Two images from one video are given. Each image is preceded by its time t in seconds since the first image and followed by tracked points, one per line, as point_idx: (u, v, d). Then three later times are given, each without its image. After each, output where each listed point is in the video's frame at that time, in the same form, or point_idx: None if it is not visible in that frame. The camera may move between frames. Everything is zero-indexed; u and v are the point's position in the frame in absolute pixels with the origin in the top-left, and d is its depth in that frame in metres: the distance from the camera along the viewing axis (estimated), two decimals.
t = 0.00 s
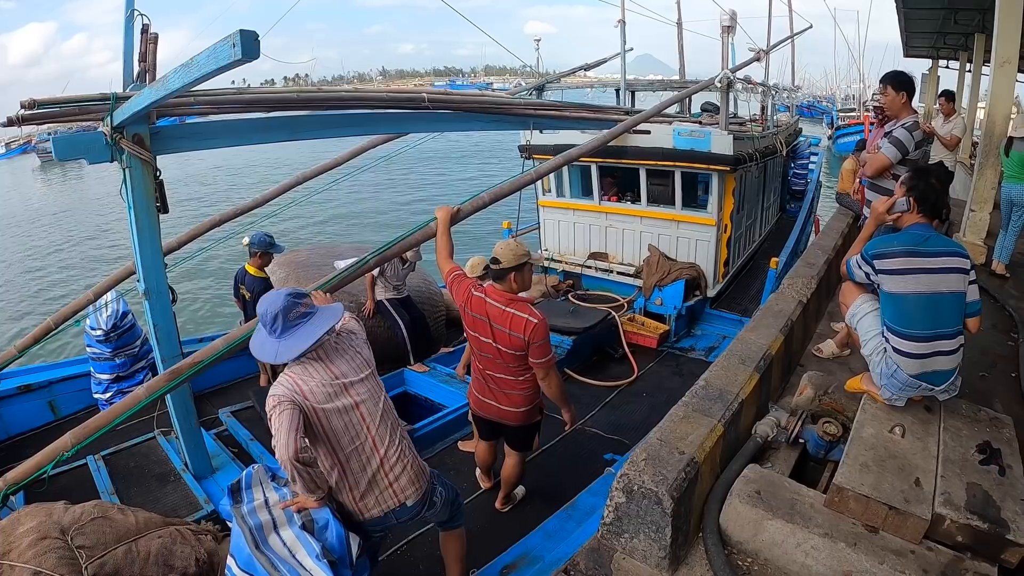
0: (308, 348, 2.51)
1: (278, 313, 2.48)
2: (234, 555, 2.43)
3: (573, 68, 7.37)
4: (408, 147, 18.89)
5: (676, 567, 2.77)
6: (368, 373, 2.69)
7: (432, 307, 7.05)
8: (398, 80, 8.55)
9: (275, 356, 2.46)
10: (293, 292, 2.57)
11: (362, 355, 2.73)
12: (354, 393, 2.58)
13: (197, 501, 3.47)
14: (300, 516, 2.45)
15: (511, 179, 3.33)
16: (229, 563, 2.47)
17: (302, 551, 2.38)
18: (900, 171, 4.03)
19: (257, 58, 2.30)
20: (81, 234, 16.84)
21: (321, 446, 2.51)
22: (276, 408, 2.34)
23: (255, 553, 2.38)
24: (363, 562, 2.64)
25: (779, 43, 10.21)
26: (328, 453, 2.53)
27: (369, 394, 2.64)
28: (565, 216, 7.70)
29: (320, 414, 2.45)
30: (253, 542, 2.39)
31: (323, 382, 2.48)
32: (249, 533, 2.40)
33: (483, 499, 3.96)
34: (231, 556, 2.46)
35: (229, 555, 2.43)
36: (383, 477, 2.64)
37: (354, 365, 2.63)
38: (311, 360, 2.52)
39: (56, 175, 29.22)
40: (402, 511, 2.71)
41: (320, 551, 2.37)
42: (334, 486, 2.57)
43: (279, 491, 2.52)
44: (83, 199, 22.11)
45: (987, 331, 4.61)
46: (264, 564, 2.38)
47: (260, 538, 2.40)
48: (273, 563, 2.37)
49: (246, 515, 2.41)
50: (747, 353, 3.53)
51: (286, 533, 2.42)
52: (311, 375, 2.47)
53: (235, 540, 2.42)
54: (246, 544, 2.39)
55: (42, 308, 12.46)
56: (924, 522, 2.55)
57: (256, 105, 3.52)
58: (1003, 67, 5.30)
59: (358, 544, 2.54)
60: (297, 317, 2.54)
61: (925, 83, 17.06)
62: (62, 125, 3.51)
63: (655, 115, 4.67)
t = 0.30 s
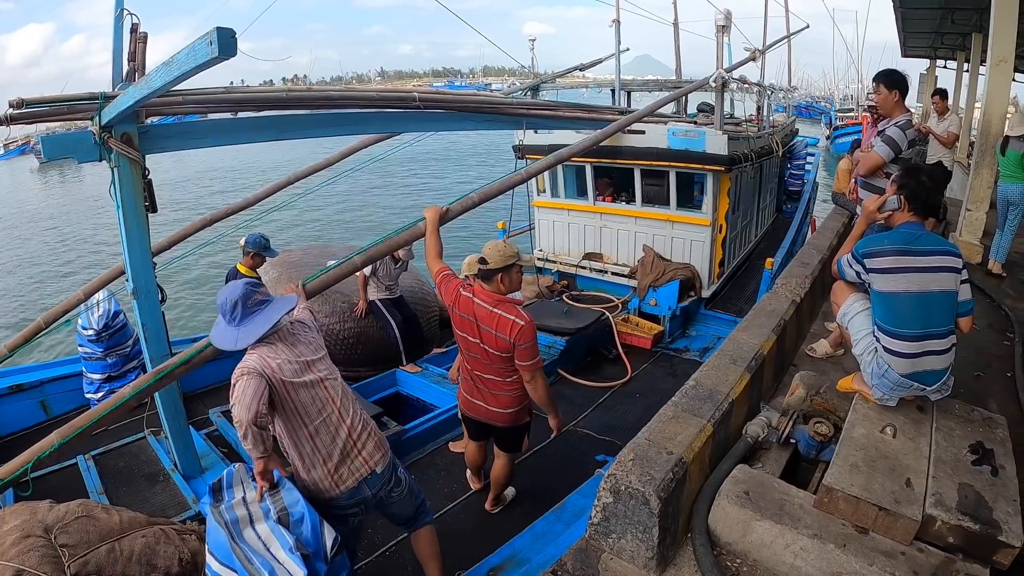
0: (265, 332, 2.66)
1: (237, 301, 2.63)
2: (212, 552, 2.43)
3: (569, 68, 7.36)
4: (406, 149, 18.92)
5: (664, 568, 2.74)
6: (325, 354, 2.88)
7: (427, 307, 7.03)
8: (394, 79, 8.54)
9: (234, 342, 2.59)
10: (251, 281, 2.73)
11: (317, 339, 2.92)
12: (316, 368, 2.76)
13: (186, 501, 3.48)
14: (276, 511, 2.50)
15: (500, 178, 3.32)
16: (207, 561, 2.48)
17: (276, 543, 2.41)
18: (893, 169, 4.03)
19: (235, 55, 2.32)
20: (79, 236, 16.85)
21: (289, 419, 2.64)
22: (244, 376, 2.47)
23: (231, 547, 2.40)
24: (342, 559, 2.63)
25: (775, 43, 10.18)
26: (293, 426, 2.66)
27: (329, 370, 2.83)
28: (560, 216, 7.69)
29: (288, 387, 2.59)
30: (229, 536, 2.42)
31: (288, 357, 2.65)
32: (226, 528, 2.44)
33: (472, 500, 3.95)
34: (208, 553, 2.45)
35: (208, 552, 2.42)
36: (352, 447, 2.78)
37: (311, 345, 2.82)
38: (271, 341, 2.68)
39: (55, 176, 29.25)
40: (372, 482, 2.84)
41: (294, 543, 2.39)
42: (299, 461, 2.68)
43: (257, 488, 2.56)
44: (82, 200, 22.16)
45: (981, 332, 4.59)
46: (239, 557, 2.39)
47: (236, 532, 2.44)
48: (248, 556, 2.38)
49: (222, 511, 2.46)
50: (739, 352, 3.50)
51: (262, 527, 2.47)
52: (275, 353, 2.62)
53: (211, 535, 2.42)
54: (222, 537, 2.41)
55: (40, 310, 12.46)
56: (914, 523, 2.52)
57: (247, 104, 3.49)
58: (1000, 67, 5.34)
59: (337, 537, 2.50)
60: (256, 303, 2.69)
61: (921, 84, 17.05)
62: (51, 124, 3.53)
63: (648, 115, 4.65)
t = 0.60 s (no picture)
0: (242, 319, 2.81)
1: (216, 290, 2.82)
2: (198, 554, 2.45)
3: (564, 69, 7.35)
4: (404, 150, 18.92)
5: (657, 568, 2.71)
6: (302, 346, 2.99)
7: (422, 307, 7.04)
8: (390, 80, 8.53)
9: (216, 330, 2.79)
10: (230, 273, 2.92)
11: (299, 329, 3.03)
12: (286, 361, 2.90)
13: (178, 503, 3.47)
14: (262, 513, 2.50)
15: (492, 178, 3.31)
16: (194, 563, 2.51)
17: (263, 547, 2.42)
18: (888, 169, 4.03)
19: (219, 54, 2.30)
20: (76, 237, 16.84)
21: (258, 408, 2.83)
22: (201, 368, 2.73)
23: (218, 551, 2.42)
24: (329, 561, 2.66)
25: (771, 44, 10.18)
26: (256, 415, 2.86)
27: (301, 363, 2.96)
28: (555, 216, 7.67)
29: (253, 378, 2.79)
30: (216, 540, 2.44)
31: (256, 350, 2.81)
32: (213, 532, 2.45)
33: (465, 502, 3.93)
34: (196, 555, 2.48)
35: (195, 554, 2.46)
36: (312, 441, 2.90)
37: (288, 337, 2.93)
38: (246, 330, 2.83)
39: (52, 177, 29.24)
40: (344, 469, 3.00)
41: (280, 548, 2.42)
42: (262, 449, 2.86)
43: (243, 489, 2.56)
44: (79, 201, 22.14)
45: (976, 332, 4.58)
46: (226, 561, 2.41)
47: (222, 535, 2.46)
48: (235, 560, 2.40)
49: (208, 513, 2.46)
50: (732, 352, 3.49)
51: (248, 530, 2.47)
52: (245, 345, 2.80)
53: (198, 540, 2.44)
54: (209, 542, 2.44)
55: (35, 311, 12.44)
56: (907, 524, 2.51)
57: (238, 105, 3.48)
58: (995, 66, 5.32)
59: (324, 541, 2.54)
60: (234, 293, 2.86)
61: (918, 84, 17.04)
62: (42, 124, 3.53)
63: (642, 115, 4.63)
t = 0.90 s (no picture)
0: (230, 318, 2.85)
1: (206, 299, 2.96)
2: (189, 558, 2.43)
3: (560, 69, 7.35)
4: (400, 151, 18.91)
5: (654, 568, 2.69)
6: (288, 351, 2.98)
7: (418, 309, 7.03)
8: (385, 82, 8.52)
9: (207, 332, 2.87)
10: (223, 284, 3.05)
11: (288, 332, 3.02)
12: (270, 367, 2.91)
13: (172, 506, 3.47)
14: (254, 517, 2.54)
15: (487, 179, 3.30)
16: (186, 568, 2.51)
17: (254, 551, 2.42)
18: (883, 167, 4.04)
19: (207, 56, 2.33)
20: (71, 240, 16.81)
21: (242, 412, 2.89)
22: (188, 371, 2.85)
23: (209, 555, 2.41)
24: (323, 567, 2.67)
25: (767, 43, 10.17)
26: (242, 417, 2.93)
27: (286, 368, 2.96)
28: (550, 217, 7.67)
29: (235, 384, 2.84)
30: (207, 545, 2.44)
31: (238, 357, 2.84)
32: (204, 535, 2.46)
33: (461, 503, 3.92)
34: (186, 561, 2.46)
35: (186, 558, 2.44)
36: (292, 448, 2.94)
37: (273, 342, 2.93)
38: (231, 335, 2.87)
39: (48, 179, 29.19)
40: (328, 473, 3.06)
41: (272, 552, 2.43)
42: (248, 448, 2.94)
43: (235, 493, 2.62)
44: (75, 204, 22.08)
45: (973, 329, 4.59)
46: (217, 566, 2.39)
47: (213, 539, 2.46)
48: (226, 565, 2.39)
49: (200, 517, 2.49)
50: (729, 351, 3.48)
51: (240, 533, 2.48)
52: (229, 350, 2.84)
53: (190, 546, 2.43)
54: (201, 547, 2.42)
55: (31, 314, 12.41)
56: (904, 522, 2.50)
57: (232, 106, 3.48)
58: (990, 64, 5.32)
59: (316, 545, 2.60)
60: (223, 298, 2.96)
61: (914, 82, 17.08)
62: (36, 127, 3.53)
63: (638, 115, 4.62)
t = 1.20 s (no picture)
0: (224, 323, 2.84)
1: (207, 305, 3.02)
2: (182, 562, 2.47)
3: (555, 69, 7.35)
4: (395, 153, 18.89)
5: (651, 567, 2.68)
6: (286, 359, 3.00)
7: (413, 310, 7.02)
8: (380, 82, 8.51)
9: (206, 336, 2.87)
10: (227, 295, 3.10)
11: (284, 341, 3.04)
12: (269, 374, 2.91)
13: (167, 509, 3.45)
14: (247, 520, 2.54)
15: (482, 180, 3.30)
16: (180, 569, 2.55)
17: (247, 554, 2.44)
18: (878, 165, 4.05)
19: (196, 56, 2.34)
20: (63, 243, 16.72)
21: (240, 420, 2.87)
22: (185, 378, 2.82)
23: (202, 558, 2.44)
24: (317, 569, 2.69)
25: (762, 42, 10.19)
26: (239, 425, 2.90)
27: (285, 377, 2.96)
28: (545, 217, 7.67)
29: (234, 391, 2.83)
30: (200, 548, 2.46)
31: (237, 364, 2.83)
32: (196, 539, 2.48)
33: (457, 505, 3.91)
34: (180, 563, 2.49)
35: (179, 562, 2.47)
36: (292, 456, 2.93)
37: (272, 351, 2.95)
38: (228, 342, 2.86)
39: (40, 182, 29.03)
40: (324, 479, 3.09)
41: (264, 556, 2.45)
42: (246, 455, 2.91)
43: (228, 496, 2.62)
44: (68, 207, 21.96)
45: (968, 327, 4.60)
46: (210, 569, 2.42)
47: (206, 542, 2.48)
48: (219, 569, 2.42)
49: (193, 520, 2.49)
50: (725, 350, 3.48)
51: (232, 536, 2.50)
52: (228, 357, 2.83)
53: (184, 549, 2.46)
54: (194, 550, 2.45)
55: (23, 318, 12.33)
56: (900, 519, 2.50)
57: (225, 107, 3.46)
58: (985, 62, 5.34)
59: (309, 547, 2.61)
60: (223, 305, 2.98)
61: (908, 81, 17.15)
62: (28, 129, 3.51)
63: (632, 114, 4.62)
